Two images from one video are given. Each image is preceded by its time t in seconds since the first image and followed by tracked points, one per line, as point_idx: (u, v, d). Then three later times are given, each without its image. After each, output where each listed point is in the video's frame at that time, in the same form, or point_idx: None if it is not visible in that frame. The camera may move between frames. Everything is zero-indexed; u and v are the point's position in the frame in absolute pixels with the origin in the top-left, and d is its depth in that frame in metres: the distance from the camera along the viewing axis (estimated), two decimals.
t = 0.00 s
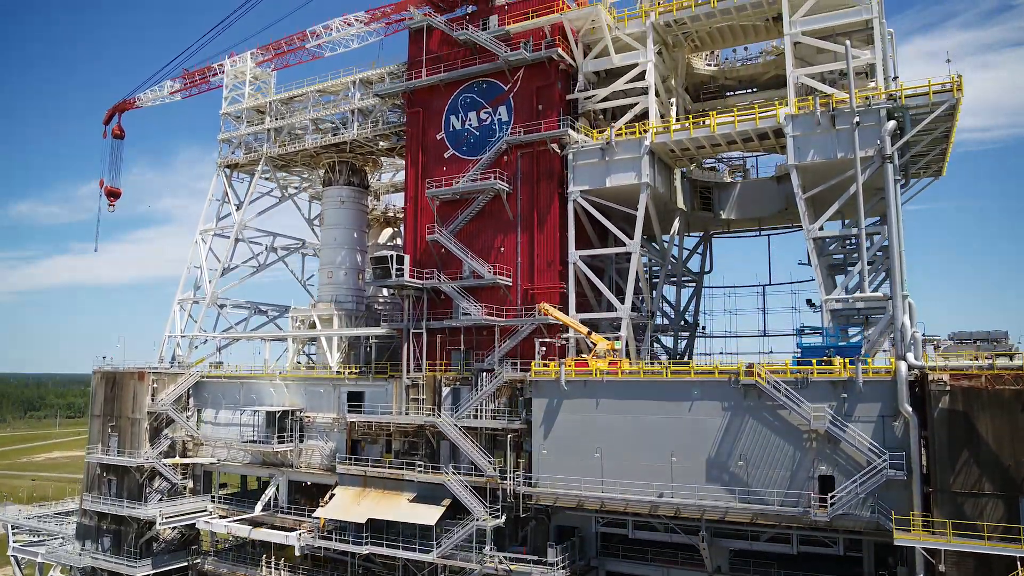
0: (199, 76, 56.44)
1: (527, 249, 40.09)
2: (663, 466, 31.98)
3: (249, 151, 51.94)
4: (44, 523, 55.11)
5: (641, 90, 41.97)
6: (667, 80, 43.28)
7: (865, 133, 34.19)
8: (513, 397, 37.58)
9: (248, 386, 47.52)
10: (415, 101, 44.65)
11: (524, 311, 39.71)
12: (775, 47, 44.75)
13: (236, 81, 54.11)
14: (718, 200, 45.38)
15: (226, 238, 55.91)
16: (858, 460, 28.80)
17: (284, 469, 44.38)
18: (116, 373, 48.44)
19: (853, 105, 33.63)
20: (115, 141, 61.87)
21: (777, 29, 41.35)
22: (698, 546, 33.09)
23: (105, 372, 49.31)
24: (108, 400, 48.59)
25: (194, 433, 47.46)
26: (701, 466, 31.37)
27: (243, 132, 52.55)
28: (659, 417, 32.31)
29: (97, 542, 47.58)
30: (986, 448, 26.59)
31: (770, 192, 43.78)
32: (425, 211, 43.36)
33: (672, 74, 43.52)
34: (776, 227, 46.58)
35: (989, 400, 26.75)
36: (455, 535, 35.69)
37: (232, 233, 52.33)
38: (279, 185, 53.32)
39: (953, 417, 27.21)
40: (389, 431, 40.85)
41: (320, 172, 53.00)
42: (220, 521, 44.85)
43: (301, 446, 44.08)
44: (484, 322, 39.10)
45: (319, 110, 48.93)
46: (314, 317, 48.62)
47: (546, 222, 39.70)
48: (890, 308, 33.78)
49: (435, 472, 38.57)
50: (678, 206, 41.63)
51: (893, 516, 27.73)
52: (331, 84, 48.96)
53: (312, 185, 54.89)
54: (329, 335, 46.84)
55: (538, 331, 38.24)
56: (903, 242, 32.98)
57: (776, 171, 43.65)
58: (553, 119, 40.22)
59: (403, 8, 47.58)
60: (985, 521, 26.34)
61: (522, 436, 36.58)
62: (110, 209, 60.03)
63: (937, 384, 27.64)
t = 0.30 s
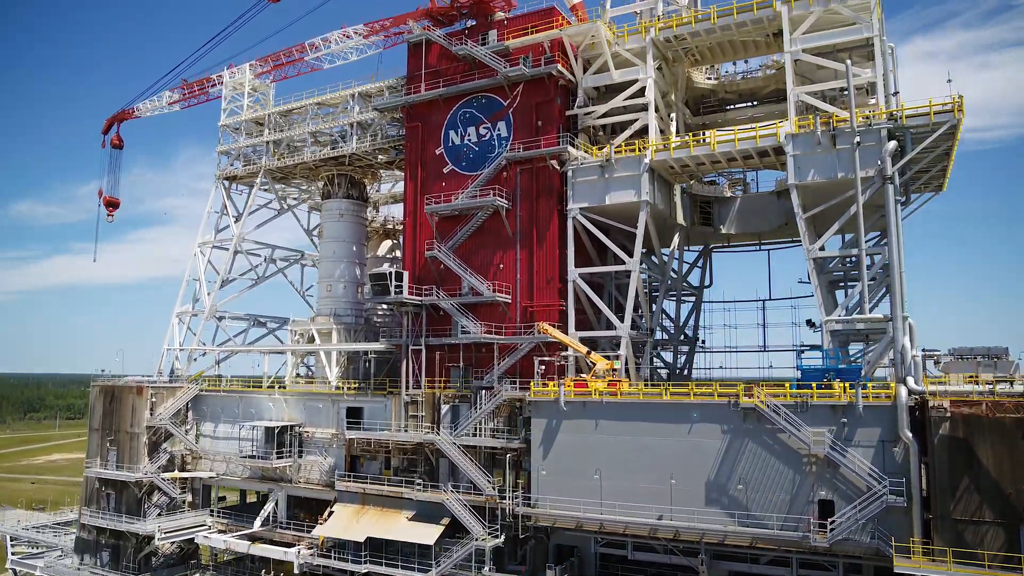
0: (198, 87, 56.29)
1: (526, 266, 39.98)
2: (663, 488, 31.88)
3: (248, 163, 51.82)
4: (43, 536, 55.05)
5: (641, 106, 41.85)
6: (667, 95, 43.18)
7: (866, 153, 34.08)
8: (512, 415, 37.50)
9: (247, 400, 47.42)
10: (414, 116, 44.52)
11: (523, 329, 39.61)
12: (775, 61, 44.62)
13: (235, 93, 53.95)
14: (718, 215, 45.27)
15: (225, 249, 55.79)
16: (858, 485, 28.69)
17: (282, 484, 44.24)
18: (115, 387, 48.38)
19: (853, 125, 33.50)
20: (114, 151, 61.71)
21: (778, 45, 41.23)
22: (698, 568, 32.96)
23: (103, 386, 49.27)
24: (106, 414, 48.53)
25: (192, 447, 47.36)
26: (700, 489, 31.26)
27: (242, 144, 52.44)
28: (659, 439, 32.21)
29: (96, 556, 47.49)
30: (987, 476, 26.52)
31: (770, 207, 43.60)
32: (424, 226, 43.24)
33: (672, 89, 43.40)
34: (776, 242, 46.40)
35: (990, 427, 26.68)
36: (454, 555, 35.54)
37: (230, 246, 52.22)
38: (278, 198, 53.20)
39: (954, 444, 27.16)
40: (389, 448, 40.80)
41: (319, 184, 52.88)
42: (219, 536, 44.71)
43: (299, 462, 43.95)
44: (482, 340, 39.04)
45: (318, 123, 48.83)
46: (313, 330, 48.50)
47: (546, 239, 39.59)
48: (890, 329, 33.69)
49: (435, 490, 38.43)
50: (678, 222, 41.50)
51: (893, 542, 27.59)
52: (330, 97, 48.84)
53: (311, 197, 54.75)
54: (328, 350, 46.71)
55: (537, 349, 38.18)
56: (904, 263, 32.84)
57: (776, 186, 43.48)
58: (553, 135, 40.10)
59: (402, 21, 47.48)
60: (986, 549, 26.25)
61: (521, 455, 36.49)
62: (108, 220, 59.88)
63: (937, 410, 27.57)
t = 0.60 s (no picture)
0: (196, 98, 56.13)
1: (525, 284, 39.86)
2: (662, 510, 31.79)
3: (247, 176, 51.70)
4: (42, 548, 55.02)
5: (641, 122, 41.72)
6: (667, 109, 43.06)
7: (866, 173, 33.94)
8: (511, 434, 37.42)
9: (247, 414, 47.33)
10: (414, 131, 44.39)
11: (523, 346, 39.51)
12: (775, 75, 44.49)
13: (233, 104, 53.82)
14: (718, 229, 45.18)
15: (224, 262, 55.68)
16: (858, 510, 28.55)
17: (281, 499, 44.14)
18: (114, 401, 48.37)
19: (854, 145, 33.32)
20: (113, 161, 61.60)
21: (778, 60, 41.09)
22: None
23: (103, 399, 49.25)
24: (106, 428, 48.48)
25: (191, 461, 47.28)
26: (700, 511, 31.16)
27: (241, 157, 52.33)
28: (658, 460, 32.14)
29: (95, 570, 47.41)
30: (988, 503, 26.52)
31: (770, 222, 43.46)
32: (423, 242, 43.13)
33: (672, 104, 43.25)
34: (776, 256, 46.27)
35: (991, 455, 26.65)
36: None
37: (229, 259, 52.11)
38: (277, 210, 53.08)
39: (954, 470, 27.13)
40: (388, 464, 40.92)
41: (318, 196, 52.77)
42: (218, 550, 44.61)
43: (298, 477, 43.85)
44: (482, 358, 38.97)
45: (317, 136, 48.71)
46: (312, 344, 48.35)
47: (545, 256, 39.46)
48: (890, 350, 33.59)
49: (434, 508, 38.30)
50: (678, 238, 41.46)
51: (894, 569, 27.41)
52: (328, 110, 48.73)
53: (310, 208, 54.59)
54: (327, 364, 46.64)
55: (537, 367, 38.13)
56: (905, 284, 32.73)
57: (777, 201, 43.35)
58: (552, 151, 39.98)
59: (401, 34, 47.30)
60: None
61: (520, 474, 36.46)
62: (108, 230, 59.78)
63: (937, 436, 27.47)
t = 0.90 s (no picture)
0: (196, 108, 55.97)
1: (525, 301, 39.77)
2: (662, 532, 31.71)
3: (246, 188, 51.57)
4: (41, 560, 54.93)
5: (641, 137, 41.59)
6: (667, 124, 42.93)
7: (867, 193, 33.80)
8: (511, 453, 37.29)
9: (246, 428, 47.21)
10: (413, 145, 44.27)
11: (523, 363, 39.42)
12: (776, 90, 44.35)
13: (232, 116, 53.66)
14: (718, 244, 45.07)
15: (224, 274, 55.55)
16: (858, 536, 28.43)
17: (280, 514, 43.91)
18: (113, 415, 48.32)
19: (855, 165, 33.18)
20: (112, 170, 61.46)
21: (779, 76, 40.96)
22: None
23: (102, 413, 49.21)
24: (105, 442, 48.40)
25: (191, 475, 47.20)
26: (700, 533, 31.07)
27: (240, 168, 52.20)
28: (658, 482, 32.07)
29: None
30: (989, 530, 26.60)
31: (771, 237, 43.34)
32: (423, 258, 43.02)
33: (672, 118, 43.12)
34: (777, 270, 46.16)
35: (992, 482, 26.73)
36: None
37: (229, 272, 51.94)
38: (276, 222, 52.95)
39: (955, 496, 27.16)
40: (387, 480, 40.98)
41: (317, 208, 52.65)
42: (217, 565, 44.48)
43: (297, 492, 43.73)
44: (482, 375, 38.89)
45: (316, 149, 48.58)
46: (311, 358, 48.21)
47: (545, 273, 39.36)
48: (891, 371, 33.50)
49: (434, 526, 38.22)
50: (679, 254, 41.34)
51: None
52: (328, 123, 48.62)
53: (310, 220, 54.44)
54: (326, 379, 46.55)
55: (537, 385, 38.08)
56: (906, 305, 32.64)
57: (777, 216, 43.23)
58: (552, 168, 39.85)
59: (400, 47, 47.18)
60: None
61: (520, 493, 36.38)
62: (107, 240, 59.65)
63: (939, 463, 27.44)
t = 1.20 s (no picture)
0: (195, 119, 55.81)
1: (525, 318, 39.66)
2: (662, 554, 31.60)
3: (245, 200, 51.43)
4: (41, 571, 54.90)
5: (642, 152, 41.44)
6: (667, 139, 42.78)
7: (868, 213, 33.67)
8: (510, 472, 37.31)
9: (246, 442, 47.09)
10: (413, 159, 44.12)
11: (523, 381, 39.30)
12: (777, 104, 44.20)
13: (232, 127, 53.49)
14: (718, 257, 44.95)
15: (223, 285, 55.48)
16: (859, 561, 28.28)
17: (281, 528, 43.50)
18: (112, 429, 48.31)
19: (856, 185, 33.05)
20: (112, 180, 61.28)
21: (779, 91, 40.79)
22: None
23: (101, 426, 49.18)
24: (105, 456, 48.35)
25: (190, 488, 47.12)
26: (700, 555, 30.96)
27: (240, 180, 52.07)
28: (658, 503, 31.98)
29: None
30: (993, 557, 27.06)
31: (772, 252, 43.20)
32: (422, 273, 42.89)
33: (673, 133, 42.95)
34: (778, 284, 46.06)
35: (995, 509, 26.95)
36: None
37: (228, 284, 51.84)
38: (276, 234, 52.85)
39: (958, 522, 27.51)
40: (387, 497, 40.93)
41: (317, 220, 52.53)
42: None
43: (297, 507, 43.53)
44: (481, 392, 38.80)
45: (316, 162, 48.45)
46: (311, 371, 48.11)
47: (545, 289, 39.24)
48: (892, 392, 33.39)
49: (434, 545, 38.16)
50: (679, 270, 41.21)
51: None
52: (327, 136, 48.48)
53: (309, 231, 54.30)
54: (326, 393, 46.46)
55: (537, 403, 38.00)
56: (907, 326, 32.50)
57: (778, 230, 43.10)
58: (552, 184, 39.70)
59: (400, 60, 47.00)
60: None
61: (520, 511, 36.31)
62: (106, 250, 59.51)
63: (941, 490, 27.30)
